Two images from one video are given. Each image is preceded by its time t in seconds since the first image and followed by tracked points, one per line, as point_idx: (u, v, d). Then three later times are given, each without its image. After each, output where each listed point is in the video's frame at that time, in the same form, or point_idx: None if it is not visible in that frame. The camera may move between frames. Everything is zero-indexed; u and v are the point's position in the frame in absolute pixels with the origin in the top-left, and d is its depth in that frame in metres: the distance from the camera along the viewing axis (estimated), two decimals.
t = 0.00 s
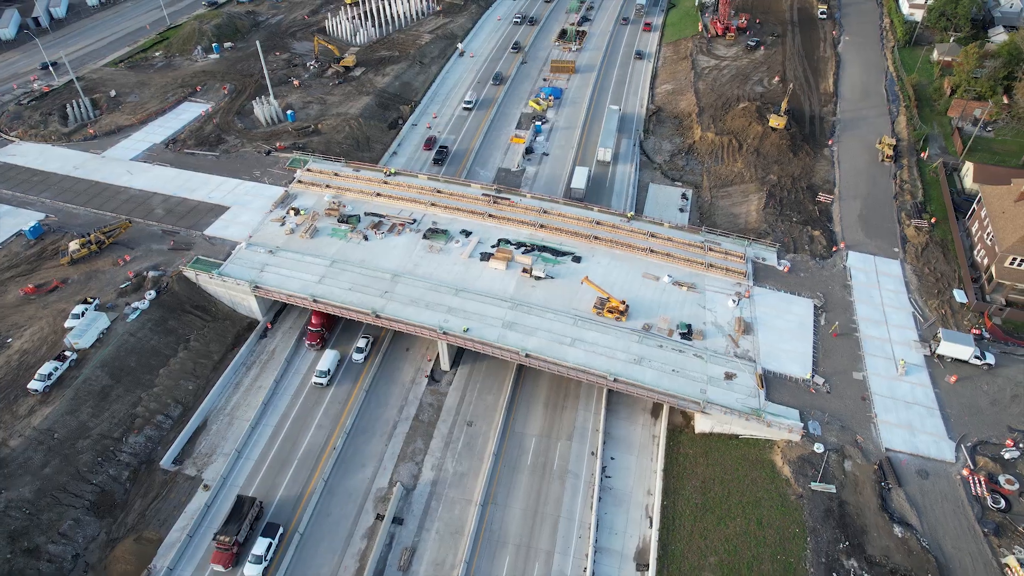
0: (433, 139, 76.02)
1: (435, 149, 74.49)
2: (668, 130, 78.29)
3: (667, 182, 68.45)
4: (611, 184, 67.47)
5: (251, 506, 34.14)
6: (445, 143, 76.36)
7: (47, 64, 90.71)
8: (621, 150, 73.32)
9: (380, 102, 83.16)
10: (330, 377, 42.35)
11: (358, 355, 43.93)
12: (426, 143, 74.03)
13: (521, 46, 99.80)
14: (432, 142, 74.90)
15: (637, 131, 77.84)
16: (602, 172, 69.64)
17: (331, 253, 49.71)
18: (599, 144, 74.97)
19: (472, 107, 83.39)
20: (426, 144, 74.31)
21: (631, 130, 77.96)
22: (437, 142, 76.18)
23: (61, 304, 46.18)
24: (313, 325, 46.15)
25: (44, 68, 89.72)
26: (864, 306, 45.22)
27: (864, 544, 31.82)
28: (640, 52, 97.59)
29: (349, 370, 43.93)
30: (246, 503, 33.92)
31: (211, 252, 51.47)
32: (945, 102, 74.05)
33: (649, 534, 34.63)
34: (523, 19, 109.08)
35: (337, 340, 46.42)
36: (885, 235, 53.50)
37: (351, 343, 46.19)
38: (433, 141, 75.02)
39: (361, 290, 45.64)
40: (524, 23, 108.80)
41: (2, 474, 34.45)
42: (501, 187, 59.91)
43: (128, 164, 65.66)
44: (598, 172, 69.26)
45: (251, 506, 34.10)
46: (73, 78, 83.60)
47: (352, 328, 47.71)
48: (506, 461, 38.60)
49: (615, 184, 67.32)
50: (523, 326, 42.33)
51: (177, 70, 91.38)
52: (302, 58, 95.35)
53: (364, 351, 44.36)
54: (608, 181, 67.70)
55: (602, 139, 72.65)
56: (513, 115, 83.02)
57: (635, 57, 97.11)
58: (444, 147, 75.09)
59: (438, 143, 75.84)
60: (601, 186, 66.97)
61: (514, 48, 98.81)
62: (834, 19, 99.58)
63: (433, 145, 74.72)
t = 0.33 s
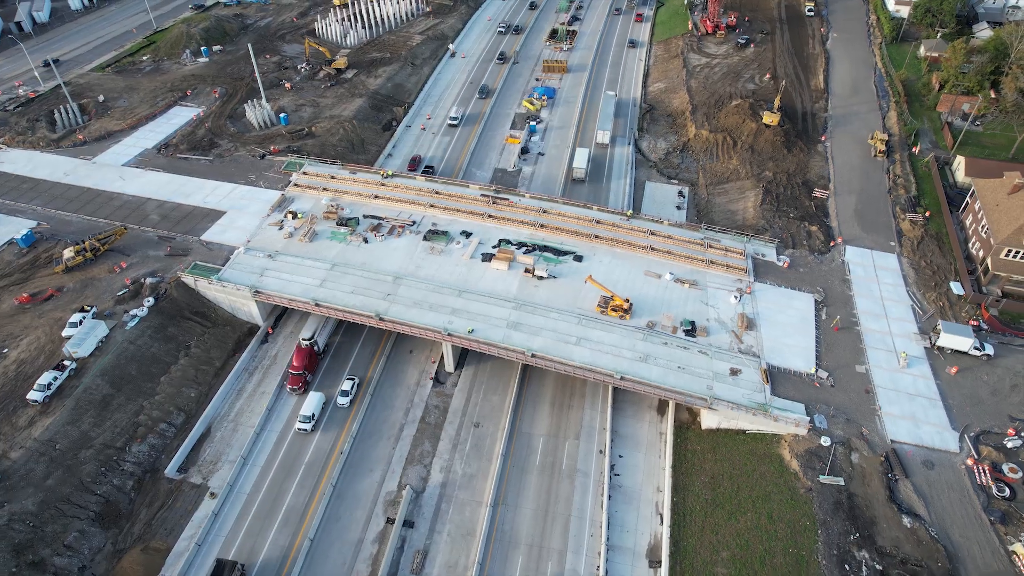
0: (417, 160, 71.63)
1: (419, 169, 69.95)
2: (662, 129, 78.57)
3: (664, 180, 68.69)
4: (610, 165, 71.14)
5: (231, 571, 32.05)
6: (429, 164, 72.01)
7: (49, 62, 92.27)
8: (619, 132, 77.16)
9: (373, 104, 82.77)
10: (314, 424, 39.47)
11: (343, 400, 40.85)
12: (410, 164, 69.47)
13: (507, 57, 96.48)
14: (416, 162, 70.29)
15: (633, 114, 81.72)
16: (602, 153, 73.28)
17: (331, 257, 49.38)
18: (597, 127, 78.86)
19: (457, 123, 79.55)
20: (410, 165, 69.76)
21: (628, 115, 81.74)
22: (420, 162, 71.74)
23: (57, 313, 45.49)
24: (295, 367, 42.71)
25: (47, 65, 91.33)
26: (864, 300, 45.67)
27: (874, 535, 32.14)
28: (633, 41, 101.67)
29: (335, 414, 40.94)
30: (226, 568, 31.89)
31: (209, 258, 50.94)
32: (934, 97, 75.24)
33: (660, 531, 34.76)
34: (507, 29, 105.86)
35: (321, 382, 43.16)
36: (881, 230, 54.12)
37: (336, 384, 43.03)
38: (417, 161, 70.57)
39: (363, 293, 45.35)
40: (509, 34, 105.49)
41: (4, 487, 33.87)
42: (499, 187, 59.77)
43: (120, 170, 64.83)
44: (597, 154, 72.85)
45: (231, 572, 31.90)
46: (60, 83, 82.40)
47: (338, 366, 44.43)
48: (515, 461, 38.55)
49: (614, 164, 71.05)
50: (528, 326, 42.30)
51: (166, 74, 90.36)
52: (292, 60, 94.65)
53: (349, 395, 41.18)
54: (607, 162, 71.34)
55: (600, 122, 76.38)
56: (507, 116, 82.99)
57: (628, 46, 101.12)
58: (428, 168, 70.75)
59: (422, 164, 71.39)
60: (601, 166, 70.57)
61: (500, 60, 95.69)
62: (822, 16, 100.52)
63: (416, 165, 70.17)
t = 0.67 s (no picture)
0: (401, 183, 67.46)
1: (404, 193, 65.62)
2: (656, 127, 78.79)
3: (660, 178, 69.02)
4: (608, 147, 74.39)
5: None
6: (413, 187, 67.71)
7: (52, 57, 93.84)
8: (615, 117, 80.59)
9: (367, 106, 82.39)
10: (299, 476, 36.47)
11: (330, 450, 37.81)
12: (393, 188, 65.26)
13: (494, 68, 93.15)
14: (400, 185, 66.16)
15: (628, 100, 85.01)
16: (600, 137, 76.54)
17: (331, 260, 49.07)
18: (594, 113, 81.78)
19: (445, 141, 76.05)
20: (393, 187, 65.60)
21: (623, 101, 84.98)
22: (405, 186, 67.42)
23: (54, 322, 44.78)
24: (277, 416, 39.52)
25: (50, 61, 92.97)
26: (864, 294, 46.16)
27: (884, 526, 32.39)
28: (626, 31, 105.09)
29: (321, 465, 37.93)
30: None
31: (207, 263, 50.41)
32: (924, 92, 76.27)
33: (672, 527, 34.89)
34: (493, 38, 102.43)
35: (305, 431, 39.90)
36: (877, 224, 54.74)
37: (321, 432, 39.83)
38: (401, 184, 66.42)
39: (365, 296, 45.12)
40: (495, 44, 102.02)
41: (7, 500, 33.32)
42: (498, 188, 59.65)
43: (112, 176, 64.01)
44: (596, 137, 76.11)
45: None
46: (47, 89, 81.16)
47: (322, 411, 41.19)
48: (524, 462, 38.50)
49: (612, 146, 74.31)
50: (533, 326, 42.28)
51: (155, 78, 89.34)
52: (283, 63, 93.91)
53: (336, 444, 38.18)
54: (605, 145, 74.62)
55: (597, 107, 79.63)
56: (501, 116, 82.97)
57: (621, 35, 104.64)
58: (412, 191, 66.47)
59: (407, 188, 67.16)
60: (599, 149, 73.86)
61: (487, 71, 92.21)
62: (809, 13, 101.39)
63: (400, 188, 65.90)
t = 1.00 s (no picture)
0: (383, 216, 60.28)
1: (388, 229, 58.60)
2: (651, 125, 78.97)
3: (657, 176, 69.38)
4: (604, 130, 77.82)
5: None
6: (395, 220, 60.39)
7: (53, 55, 95.05)
8: (610, 103, 84.09)
9: (361, 108, 81.96)
10: (286, 537, 33.61)
11: (318, 509, 34.87)
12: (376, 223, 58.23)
13: (481, 80, 89.97)
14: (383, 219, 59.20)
15: (622, 88, 88.47)
16: (596, 121, 79.93)
17: (332, 263, 48.77)
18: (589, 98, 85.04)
19: (432, 160, 72.57)
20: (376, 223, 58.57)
21: (617, 88, 88.37)
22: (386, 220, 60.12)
23: (51, 331, 44.08)
24: (260, 471, 36.18)
25: (51, 58, 94.25)
26: (863, 288, 46.65)
27: (893, 517, 32.70)
28: (618, 21, 108.47)
29: (309, 525, 35.00)
30: None
31: (205, 269, 49.88)
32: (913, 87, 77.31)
33: (683, 523, 35.04)
34: (479, 49, 98.80)
35: (291, 486, 36.80)
36: (873, 219, 55.33)
37: (308, 486, 36.78)
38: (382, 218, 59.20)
39: (368, 299, 44.88)
40: (480, 56, 98.29)
41: (11, 513, 32.82)
42: (496, 188, 59.59)
43: (105, 182, 63.17)
44: (592, 121, 79.44)
45: None
46: (34, 94, 79.95)
47: (310, 463, 38.02)
48: (533, 462, 38.42)
49: (608, 129, 77.71)
50: (538, 326, 42.27)
51: (144, 82, 88.30)
52: (274, 66, 93.17)
53: (325, 503, 35.19)
54: (601, 128, 77.96)
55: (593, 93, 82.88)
56: (495, 116, 82.98)
57: (613, 25, 108.10)
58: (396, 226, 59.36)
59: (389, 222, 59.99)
60: (596, 131, 77.35)
61: (474, 84, 88.95)
62: (797, 11, 102.31)
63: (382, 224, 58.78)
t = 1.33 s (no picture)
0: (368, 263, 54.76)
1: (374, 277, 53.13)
2: (645, 124, 79.21)
3: (653, 175, 69.65)
4: (599, 115, 81.36)
5: None
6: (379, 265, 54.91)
7: (53, 52, 96.16)
8: (604, 89, 87.51)
9: (354, 110, 81.40)
10: None
11: None
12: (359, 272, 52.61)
13: (469, 94, 86.57)
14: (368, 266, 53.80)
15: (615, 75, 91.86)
16: (592, 107, 83.48)
17: (333, 267, 48.43)
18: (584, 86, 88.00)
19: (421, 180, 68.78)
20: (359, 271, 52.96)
21: (610, 76, 91.71)
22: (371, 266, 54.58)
23: (48, 340, 43.34)
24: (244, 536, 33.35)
25: (51, 55, 95.34)
26: (862, 282, 47.14)
27: (902, 508, 33.01)
28: (609, 12, 111.56)
29: None
30: None
31: (204, 274, 49.34)
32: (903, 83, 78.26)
33: (694, 520, 35.16)
34: (466, 61, 95.49)
35: (279, 550, 33.86)
36: (869, 214, 55.91)
37: (297, 549, 33.89)
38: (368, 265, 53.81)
39: (371, 302, 44.64)
40: (467, 69, 94.83)
41: (15, 526, 32.33)
42: (494, 189, 59.50)
43: (97, 188, 62.31)
44: (588, 107, 82.93)
45: None
46: (21, 100, 78.74)
47: (297, 524, 35.02)
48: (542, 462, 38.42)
49: (604, 114, 81.29)
50: (543, 326, 42.26)
51: (133, 87, 87.26)
52: (265, 69, 92.33)
53: (316, 568, 32.41)
54: (596, 113, 81.39)
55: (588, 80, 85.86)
56: (490, 117, 82.87)
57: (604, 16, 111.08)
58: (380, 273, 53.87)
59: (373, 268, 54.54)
60: (591, 117, 80.85)
61: (462, 97, 85.32)
62: (785, 8, 103.11)
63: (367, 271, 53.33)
